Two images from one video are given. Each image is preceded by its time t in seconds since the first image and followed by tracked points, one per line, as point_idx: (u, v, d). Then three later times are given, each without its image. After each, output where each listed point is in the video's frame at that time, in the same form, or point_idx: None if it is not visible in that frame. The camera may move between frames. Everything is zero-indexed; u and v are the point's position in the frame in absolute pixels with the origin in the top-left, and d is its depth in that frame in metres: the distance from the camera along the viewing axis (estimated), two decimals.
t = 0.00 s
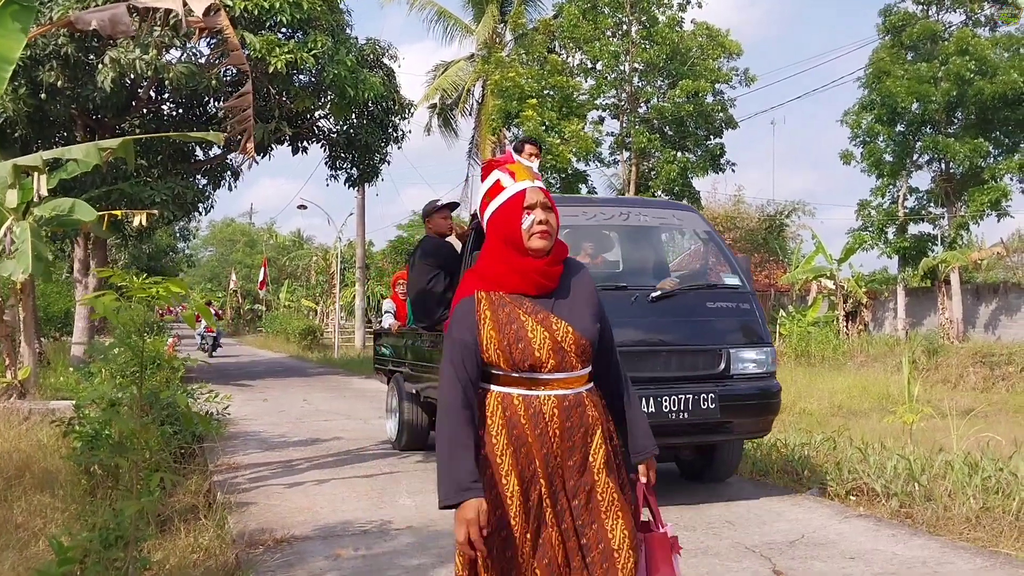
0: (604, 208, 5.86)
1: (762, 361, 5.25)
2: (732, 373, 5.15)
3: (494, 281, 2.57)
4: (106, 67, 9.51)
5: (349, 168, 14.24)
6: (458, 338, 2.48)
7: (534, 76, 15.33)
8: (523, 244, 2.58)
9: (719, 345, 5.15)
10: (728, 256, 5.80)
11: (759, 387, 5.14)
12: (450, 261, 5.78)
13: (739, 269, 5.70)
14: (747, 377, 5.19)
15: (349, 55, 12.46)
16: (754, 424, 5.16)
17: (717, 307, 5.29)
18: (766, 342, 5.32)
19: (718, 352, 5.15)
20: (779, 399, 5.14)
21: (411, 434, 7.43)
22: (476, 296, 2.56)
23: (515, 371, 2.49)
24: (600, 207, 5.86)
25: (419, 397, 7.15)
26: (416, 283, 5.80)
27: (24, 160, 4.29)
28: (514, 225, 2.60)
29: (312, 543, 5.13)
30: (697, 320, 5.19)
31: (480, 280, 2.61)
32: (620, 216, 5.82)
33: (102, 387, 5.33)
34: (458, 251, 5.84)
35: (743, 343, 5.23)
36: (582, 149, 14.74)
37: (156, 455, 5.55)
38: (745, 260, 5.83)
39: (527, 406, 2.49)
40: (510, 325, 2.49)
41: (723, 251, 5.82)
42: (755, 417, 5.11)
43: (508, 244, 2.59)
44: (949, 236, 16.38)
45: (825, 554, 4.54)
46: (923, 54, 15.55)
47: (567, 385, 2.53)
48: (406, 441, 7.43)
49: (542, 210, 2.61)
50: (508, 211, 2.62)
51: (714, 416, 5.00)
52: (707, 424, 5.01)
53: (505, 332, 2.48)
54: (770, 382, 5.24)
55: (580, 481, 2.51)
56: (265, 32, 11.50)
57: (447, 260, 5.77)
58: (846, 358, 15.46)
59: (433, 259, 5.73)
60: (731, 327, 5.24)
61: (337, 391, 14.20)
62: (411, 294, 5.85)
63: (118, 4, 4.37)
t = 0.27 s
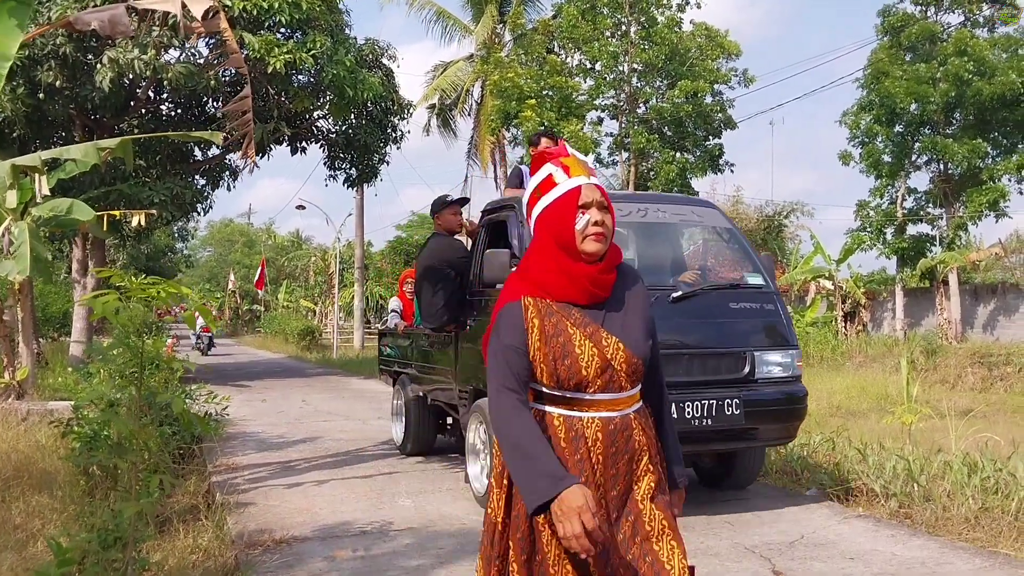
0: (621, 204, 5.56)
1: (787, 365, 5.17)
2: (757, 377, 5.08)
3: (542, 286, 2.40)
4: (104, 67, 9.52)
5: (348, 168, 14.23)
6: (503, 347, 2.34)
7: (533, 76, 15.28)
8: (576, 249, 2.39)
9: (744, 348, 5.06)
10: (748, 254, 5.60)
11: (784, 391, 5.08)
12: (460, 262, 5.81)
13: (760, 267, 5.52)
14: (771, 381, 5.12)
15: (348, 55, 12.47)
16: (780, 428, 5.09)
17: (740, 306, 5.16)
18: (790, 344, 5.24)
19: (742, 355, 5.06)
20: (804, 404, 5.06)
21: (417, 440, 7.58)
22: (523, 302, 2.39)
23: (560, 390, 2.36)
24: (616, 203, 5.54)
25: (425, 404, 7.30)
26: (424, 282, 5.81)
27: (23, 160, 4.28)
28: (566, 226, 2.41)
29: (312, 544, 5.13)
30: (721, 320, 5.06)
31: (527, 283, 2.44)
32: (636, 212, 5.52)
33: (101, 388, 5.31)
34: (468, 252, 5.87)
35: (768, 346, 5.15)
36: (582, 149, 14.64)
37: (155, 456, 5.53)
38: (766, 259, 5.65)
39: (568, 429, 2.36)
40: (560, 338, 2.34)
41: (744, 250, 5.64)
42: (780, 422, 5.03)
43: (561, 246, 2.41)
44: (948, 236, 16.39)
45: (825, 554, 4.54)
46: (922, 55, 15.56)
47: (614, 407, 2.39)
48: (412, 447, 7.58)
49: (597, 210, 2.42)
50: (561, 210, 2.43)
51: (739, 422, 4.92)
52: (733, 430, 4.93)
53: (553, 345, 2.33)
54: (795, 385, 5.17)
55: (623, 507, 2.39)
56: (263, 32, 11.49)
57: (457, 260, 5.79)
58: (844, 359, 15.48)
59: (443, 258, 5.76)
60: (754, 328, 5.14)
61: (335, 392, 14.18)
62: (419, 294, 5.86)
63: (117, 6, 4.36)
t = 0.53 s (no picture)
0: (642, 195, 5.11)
1: (812, 368, 4.95)
2: (782, 381, 4.86)
3: (628, 272, 2.24)
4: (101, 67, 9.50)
5: (345, 168, 14.20)
6: (580, 338, 2.17)
7: (530, 76, 15.22)
8: (670, 237, 2.25)
9: (767, 351, 4.83)
10: (768, 255, 5.32)
11: (811, 395, 4.88)
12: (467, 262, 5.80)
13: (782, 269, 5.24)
14: (795, 385, 4.90)
15: (345, 56, 12.46)
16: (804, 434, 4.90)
17: (762, 308, 4.91)
18: (815, 345, 5.01)
19: (767, 358, 4.83)
20: (830, 407, 4.88)
21: (422, 444, 7.35)
22: (605, 287, 2.22)
23: (642, 391, 2.19)
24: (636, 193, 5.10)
25: (433, 405, 7.09)
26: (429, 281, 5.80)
27: (20, 161, 4.26)
28: (660, 213, 2.26)
29: (310, 546, 5.12)
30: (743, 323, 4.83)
31: (609, 268, 2.27)
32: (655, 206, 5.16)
33: (97, 389, 5.30)
34: (476, 252, 5.86)
35: (793, 349, 4.92)
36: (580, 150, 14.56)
37: (153, 457, 5.52)
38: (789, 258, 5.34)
39: (650, 435, 2.18)
40: (648, 334, 2.18)
41: (765, 249, 5.35)
42: (805, 426, 4.84)
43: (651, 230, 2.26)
44: (944, 236, 16.40)
45: (823, 555, 4.53)
46: (918, 55, 15.56)
47: (699, 413, 2.24)
48: (416, 452, 7.34)
49: (694, 199, 2.29)
50: (654, 194, 2.28)
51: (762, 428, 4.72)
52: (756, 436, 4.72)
53: (640, 338, 2.17)
54: (820, 389, 4.97)
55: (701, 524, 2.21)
56: (261, 33, 11.49)
57: (463, 260, 5.78)
58: (840, 359, 15.48)
59: (450, 257, 5.75)
60: (776, 328, 4.90)
61: (332, 392, 14.16)
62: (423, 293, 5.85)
63: (114, 7, 4.35)
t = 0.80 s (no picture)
0: (659, 195, 5.05)
1: (841, 371, 4.77)
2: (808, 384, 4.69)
3: (677, 266, 2.02)
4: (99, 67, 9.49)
5: (343, 168, 14.20)
6: (621, 339, 1.99)
7: (529, 77, 15.20)
8: (726, 230, 2.01)
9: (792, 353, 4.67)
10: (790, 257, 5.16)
11: (839, 399, 4.70)
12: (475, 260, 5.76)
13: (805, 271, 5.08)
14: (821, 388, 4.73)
15: (343, 56, 12.45)
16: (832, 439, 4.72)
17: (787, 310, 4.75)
18: (842, 348, 4.85)
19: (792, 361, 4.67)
20: (859, 412, 4.69)
21: (428, 448, 7.13)
22: (652, 283, 2.02)
23: (693, 401, 1.97)
24: (653, 193, 5.04)
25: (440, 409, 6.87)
26: (437, 281, 5.78)
27: (17, 161, 4.26)
28: (716, 201, 2.02)
29: (307, 546, 5.11)
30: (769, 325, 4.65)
31: (660, 261, 2.06)
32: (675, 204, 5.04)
33: (94, 389, 5.30)
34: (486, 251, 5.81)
35: (820, 351, 4.76)
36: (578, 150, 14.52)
37: (150, 458, 5.50)
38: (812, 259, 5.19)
39: (704, 451, 1.96)
40: (698, 339, 1.96)
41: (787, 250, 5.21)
42: (833, 431, 4.66)
43: (703, 219, 2.03)
44: (942, 237, 16.42)
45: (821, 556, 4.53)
46: (916, 56, 15.56)
47: (759, 426, 2.00)
48: (422, 458, 7.13)
49: (755, 186, 2.04)
50: (712, 180, 2.05)
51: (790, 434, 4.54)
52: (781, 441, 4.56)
53: (688, 344, 1.96)
54: (848, 394, 4.79)
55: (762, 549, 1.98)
56: (259, 33, 11.49)
57: (472, 259, 5.75)
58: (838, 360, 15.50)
59: (460, 257, 5.73)
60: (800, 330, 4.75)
61: (330, 393, 14.15)
62: (433, 293, 5.83)
63: (111, 7, 4.34)
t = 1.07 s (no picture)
0: (677, 190, 4.85)
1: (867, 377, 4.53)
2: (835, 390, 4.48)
3: (734, 291, 1.73)
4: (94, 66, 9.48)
5: (339, 168, 14.19)
6: (682, 384, 1.67)
7: (524, 76, 15.18)
8: (774, 242, 1.76)
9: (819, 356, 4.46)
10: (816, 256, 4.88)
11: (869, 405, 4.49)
12: (485, 259, 5.64)
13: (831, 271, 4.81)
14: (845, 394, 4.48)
15: (339, 55, 12.45)
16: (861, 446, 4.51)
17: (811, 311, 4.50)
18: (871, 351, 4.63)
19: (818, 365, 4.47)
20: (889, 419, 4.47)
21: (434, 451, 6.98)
22: (709, 317, 1.72)
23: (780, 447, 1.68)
24: (670, 188, 4.84)
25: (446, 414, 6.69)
26: (444, 279, 5.66)
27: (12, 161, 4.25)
28: (762, 213, 1.75)
29: (303, 547, 5.11)
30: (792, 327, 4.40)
31: (708, 289, 1.77)
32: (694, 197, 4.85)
33: (90, 389, 5.29)
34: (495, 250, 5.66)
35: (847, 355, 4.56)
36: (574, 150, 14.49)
37: (146, 459, 5.49)
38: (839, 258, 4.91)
39: (800, 501, 1.67)
40: (769, 373, 1.68)
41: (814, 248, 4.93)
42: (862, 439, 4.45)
43: (757, 237, 1.75)
44: (937, 237, 16.45)
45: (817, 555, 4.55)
46: (911, 56, 15.59)
47: (852, 466, 1.73)
48: (427, 464, 6.94)
49: (800, 188, 1.79)
50: (747, 188, 1.78)
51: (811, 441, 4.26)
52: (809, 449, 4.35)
53: (769, 381, 1.67)
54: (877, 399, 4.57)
55: None
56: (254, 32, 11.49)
57: (485, 259, 5.62)
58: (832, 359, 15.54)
59: (470, 256, 5.60)
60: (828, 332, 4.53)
61: (326, 393, 14.15)
62: (439, 291, 5.69)
63: (106, 6, 4.33)
